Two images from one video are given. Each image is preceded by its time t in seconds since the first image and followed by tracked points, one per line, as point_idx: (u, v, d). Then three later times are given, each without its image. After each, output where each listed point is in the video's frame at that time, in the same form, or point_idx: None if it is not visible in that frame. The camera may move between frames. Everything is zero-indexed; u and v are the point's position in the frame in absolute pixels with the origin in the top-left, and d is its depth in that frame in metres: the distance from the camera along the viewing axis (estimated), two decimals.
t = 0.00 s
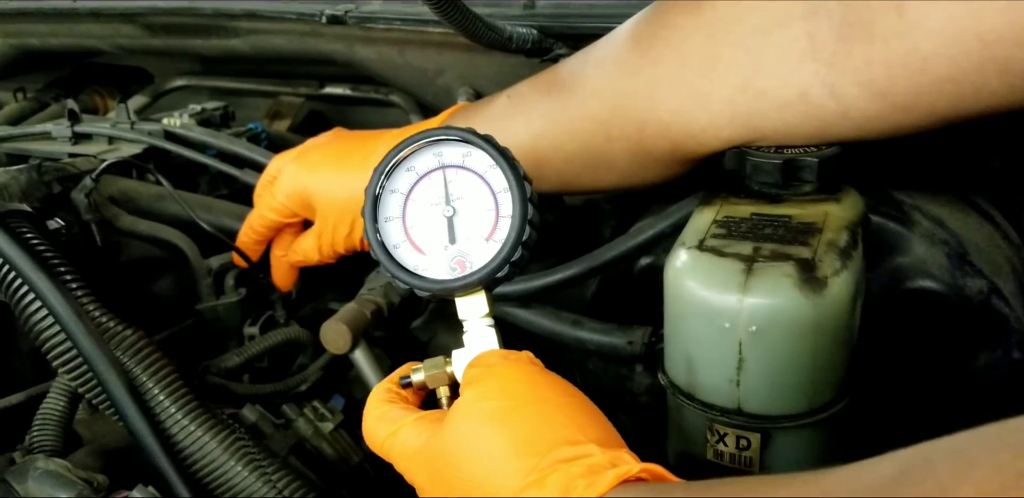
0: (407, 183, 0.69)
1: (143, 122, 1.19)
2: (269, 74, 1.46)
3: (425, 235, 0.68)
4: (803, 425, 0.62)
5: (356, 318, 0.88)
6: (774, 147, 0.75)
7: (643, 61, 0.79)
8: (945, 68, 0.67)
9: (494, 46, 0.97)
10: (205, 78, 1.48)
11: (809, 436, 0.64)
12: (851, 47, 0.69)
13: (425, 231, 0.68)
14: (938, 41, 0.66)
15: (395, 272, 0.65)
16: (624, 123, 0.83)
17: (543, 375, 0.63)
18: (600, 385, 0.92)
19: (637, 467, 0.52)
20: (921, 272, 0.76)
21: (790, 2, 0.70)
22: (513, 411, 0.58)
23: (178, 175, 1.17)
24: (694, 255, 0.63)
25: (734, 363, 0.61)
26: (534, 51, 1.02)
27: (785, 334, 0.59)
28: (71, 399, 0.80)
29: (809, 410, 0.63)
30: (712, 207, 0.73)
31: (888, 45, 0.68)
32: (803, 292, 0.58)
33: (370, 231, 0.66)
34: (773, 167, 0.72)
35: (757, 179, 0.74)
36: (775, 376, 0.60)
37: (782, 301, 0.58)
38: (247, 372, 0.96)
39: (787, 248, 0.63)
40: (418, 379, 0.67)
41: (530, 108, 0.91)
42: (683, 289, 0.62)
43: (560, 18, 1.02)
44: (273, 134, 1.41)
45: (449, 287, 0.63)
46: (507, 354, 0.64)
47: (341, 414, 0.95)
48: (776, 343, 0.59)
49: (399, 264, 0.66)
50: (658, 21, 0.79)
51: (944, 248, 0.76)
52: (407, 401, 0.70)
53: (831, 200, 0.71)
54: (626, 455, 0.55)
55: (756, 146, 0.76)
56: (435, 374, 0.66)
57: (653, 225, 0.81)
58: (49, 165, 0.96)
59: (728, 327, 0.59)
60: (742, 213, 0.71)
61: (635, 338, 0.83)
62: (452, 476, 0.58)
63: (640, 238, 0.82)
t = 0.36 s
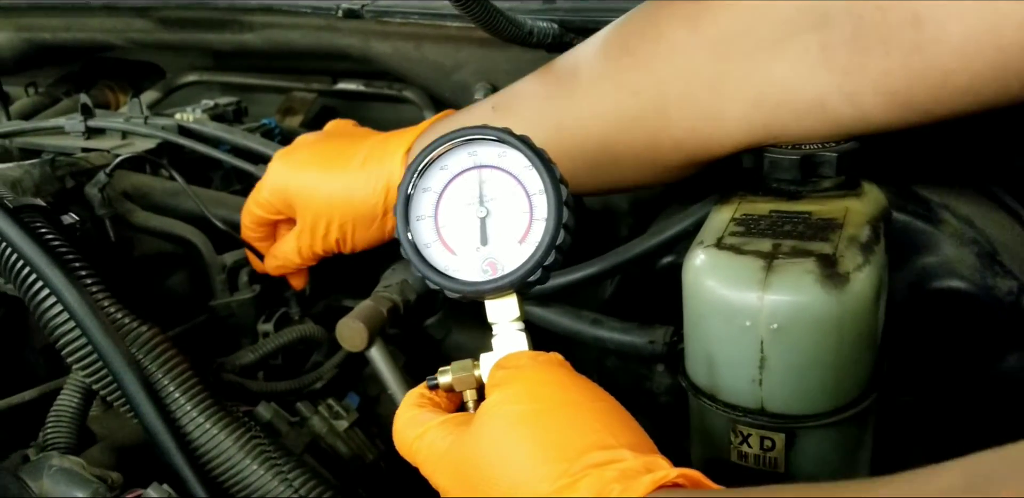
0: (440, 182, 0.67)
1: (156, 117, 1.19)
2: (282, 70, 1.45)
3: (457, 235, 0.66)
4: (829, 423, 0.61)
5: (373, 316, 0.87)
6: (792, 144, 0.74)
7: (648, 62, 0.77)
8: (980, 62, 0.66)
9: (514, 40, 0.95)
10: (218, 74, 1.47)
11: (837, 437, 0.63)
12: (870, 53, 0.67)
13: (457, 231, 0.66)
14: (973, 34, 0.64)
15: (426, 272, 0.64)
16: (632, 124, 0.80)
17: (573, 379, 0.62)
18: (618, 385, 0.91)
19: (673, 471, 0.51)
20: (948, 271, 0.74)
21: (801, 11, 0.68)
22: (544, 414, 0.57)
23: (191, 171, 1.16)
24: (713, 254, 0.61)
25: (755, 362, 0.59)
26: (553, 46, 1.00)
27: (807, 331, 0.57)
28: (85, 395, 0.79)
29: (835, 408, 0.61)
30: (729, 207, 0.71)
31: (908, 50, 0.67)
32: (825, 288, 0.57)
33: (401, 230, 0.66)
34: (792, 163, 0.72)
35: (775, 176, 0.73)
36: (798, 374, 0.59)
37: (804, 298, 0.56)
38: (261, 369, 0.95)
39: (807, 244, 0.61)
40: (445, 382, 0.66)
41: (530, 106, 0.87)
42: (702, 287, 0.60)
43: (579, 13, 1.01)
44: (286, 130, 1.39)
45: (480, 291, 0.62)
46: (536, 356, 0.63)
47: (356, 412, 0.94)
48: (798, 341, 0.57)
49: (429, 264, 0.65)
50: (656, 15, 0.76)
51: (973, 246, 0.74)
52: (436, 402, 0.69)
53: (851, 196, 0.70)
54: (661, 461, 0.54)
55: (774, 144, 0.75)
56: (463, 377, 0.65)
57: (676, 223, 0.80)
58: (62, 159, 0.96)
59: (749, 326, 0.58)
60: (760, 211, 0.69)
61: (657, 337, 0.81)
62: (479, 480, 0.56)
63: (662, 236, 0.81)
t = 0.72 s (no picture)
0: (479, 175, 0.66)
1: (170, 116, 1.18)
2: (297, 69, 1.44)
3: (494, 229, 0.65)
4: (866, 431, 0.59)
5: (391, 319, 0.85)
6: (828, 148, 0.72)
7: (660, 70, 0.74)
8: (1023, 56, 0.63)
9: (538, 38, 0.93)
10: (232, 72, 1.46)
11: (874, 445, 0.60)
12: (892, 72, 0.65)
13: (494, 225, 0.65)
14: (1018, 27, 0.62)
15: (462, 264, 0.62)
16: (653, 128, 0.77)
17: (616, 376, 0.60)
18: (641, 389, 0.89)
19: (722, 475, 0.49)
20: (984, 274, 0.72)
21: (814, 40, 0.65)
22: (588, 410, 0.55)
23: (206, 170, 1.15)
24: (745, 256, 0.59)
25: (791, 368, 0.57)
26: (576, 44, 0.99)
27: (846, 337, 0.55)
28: (101, 398, 0.77)
29: (873, 416, 0.59)
30: (760, 207, 0.69)
31: (935, 71, 0.64)
32: (863, 292, 0.55)
33: (438, 220, 0.64)
34: (825, 162, 0.71)
35: (808, 176, 0.72)
36: (835, 381, 0.57)
37: (842, 302, 0.54)
38: (278, 372, 0.94)
39: (843, 245, 0.59)
40: (479, 378, 0.64)
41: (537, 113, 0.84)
42: (735, 291, 0.58)
43: (603, 9, 1.00)
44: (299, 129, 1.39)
45: (518, 284, 0.61)
46: (577, 352, 0.61)
47: (373, 415, 0.92)
48: (836, 347, 0.55)
49: (466, 258, 0.64)
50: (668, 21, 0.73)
51: (1009, 248, 0.72)
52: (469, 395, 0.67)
53: (885, 195, 0.68)
54: (708, 464, 0.52)
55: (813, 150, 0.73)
56: (497, 373, 0.64)
57: (703, 224, 0.79)
58: (76, 159, 0.97)
59: (785, 330, 0.56)
60: (792, 211, 0.67)
61: (682, 341, 0.80)
62: (517, 476, 0.54)
63: (689, 237, 0.79)
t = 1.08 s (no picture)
0: (445, 140, 0.64)
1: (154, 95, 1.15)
2: (286, 50, 1.41)
3: (462, 197, 0.63)
4: (866, 415, 0.57)
5: (378, 300, 0.84)
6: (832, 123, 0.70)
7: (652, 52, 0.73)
8: None
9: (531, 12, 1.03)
10: (220, 53, 1.43)
11: (872, 430, 0.59)
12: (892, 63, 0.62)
13: (462, 193, 0.63)
14: None
15: (428, 235, 0.60)
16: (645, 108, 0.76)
17: (584, 349, 0.59)
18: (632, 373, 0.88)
19: (698, 449, 0.47)
20: (985, 254, 0.70)
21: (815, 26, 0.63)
22: (555, 382, 0.54)
23: (191, 151, 1.13)
24: (748, 232, 0.57)
25: (792, 348, 0.55)
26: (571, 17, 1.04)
27: (851, 317, 0.53)
28: (79, 379, 0.75)
29: (874, 400, 0.57)
30: (764, 182, 0.67)
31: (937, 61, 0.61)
32: (871, 270, 0.53)
33: (402, 190, 0.63)
34: (834, 134, 0.67)
35: (818, 151, 0.68)
36: (836, 362, 0.55)
37: (848, 282, 0.52)
38: (261, 355, 0.92)
39: (851, 223, 0.57)
40: (447, 353, 0.62)
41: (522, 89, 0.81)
42: (738, 268, 0.56)
43: None
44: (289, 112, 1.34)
45: (484, 254, 0.59)
46: (544, 322, 0.61)
47: (360, 400, 0.90)
48: (840, 327, 0.53)
49: (432, 227, 0.62)
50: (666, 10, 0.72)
51: (1010, 227, 0.70)
52: (442, 370, 0.65)
53: (894, 174, 0.65)
54: (686, 440, 0.50)
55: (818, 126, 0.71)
56: (467, 348, 0.62)
57: (696, 204, 0.77)
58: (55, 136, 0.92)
59: (787, 309, 0.54)
60: (797, 187, 0.65)
61: (674, 322, 0.78)
62: (484, 452, 0.53)
63: (682, 217, 0.77)
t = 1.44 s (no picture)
0: (427, 124, 0.63)
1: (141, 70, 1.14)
2: (276, 23, 1.40)
3: (444, 182, 0.62)
4: (839, 394, 0.57)
5: (363, 278, 0.83)
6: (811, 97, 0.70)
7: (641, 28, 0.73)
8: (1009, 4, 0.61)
9: None
10: (209, 27, 1.42)
11: (847, 408, 0.59)
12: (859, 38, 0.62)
13: (443, 178, 0.62)
14: None
15: (410, 220, 0.60)
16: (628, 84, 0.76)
17: (563, 336, 0.59)
18: (618, 350, 0.88)
19: (670, 439, 0.47)
20: (967, 235, 0.70)
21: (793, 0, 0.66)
22: (531, 370, 0.54)
23: (179, 126, 1.12)
24: (720, 214, 0.57)
25: (763, 328, 0.56)
26: None
27: (821, 297, 0.53)
28: (65, 357, 0.76)
29: (846, 379, 0.57)
30: (739, 162, 0.67)
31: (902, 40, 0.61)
32: (840, 250, 0.53)
33: (383, 174, 0.62)
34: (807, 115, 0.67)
35: (790, 130, 0.68)
36: (807, 341, 0.55)
37: (817, 261, 0.53)
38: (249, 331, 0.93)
39: (822, 203, 0.57)
40: (429, 338, 0.62)
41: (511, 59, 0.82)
42: (709, 248, 0.56)
43: None
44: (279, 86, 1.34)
45: (466, 241, 0.59)
46: (522, 309, 0.60)
47: (348, 377, 0.90)
48: (810, 307, 0.54)
49: (413, 213, 0.61)
50: None
51: (991, 209, 0.70)
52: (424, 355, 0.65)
53: (868, 152, 0.65)
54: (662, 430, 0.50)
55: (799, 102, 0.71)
56: (447, 333, 0.62)
57: (681, 182, 0.76)
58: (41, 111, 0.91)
59: (758, 290, 0.54)
60: (770, 167, 0.65)
61: (658, 300, 0.78)
62: (460, 441, 0.53)
63: (668, 196, 0.76)
